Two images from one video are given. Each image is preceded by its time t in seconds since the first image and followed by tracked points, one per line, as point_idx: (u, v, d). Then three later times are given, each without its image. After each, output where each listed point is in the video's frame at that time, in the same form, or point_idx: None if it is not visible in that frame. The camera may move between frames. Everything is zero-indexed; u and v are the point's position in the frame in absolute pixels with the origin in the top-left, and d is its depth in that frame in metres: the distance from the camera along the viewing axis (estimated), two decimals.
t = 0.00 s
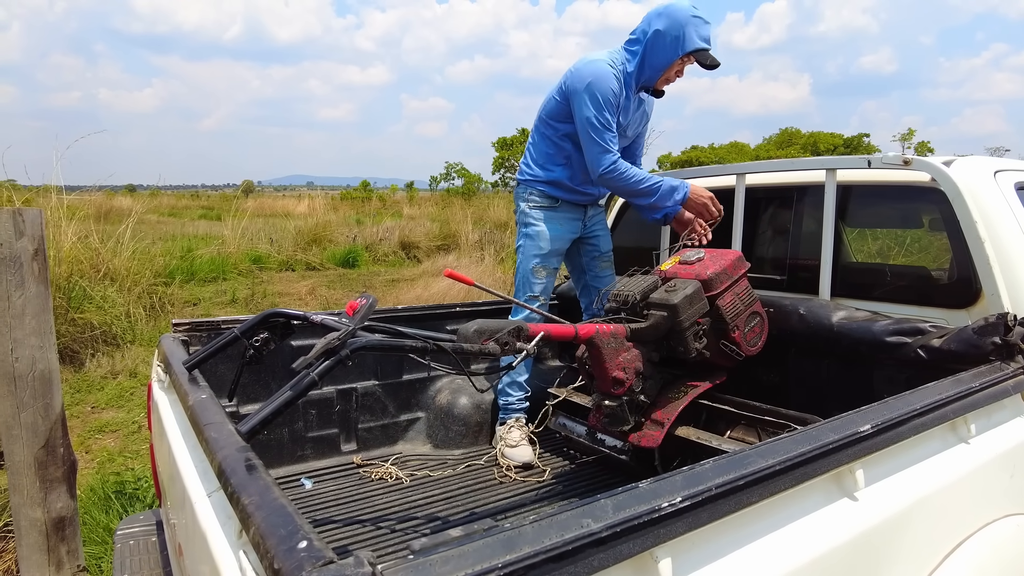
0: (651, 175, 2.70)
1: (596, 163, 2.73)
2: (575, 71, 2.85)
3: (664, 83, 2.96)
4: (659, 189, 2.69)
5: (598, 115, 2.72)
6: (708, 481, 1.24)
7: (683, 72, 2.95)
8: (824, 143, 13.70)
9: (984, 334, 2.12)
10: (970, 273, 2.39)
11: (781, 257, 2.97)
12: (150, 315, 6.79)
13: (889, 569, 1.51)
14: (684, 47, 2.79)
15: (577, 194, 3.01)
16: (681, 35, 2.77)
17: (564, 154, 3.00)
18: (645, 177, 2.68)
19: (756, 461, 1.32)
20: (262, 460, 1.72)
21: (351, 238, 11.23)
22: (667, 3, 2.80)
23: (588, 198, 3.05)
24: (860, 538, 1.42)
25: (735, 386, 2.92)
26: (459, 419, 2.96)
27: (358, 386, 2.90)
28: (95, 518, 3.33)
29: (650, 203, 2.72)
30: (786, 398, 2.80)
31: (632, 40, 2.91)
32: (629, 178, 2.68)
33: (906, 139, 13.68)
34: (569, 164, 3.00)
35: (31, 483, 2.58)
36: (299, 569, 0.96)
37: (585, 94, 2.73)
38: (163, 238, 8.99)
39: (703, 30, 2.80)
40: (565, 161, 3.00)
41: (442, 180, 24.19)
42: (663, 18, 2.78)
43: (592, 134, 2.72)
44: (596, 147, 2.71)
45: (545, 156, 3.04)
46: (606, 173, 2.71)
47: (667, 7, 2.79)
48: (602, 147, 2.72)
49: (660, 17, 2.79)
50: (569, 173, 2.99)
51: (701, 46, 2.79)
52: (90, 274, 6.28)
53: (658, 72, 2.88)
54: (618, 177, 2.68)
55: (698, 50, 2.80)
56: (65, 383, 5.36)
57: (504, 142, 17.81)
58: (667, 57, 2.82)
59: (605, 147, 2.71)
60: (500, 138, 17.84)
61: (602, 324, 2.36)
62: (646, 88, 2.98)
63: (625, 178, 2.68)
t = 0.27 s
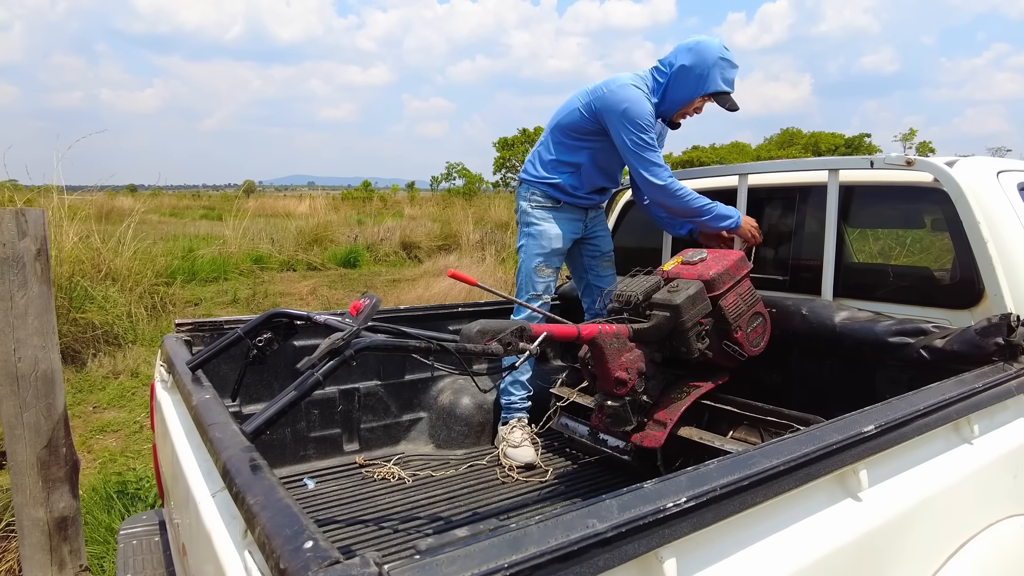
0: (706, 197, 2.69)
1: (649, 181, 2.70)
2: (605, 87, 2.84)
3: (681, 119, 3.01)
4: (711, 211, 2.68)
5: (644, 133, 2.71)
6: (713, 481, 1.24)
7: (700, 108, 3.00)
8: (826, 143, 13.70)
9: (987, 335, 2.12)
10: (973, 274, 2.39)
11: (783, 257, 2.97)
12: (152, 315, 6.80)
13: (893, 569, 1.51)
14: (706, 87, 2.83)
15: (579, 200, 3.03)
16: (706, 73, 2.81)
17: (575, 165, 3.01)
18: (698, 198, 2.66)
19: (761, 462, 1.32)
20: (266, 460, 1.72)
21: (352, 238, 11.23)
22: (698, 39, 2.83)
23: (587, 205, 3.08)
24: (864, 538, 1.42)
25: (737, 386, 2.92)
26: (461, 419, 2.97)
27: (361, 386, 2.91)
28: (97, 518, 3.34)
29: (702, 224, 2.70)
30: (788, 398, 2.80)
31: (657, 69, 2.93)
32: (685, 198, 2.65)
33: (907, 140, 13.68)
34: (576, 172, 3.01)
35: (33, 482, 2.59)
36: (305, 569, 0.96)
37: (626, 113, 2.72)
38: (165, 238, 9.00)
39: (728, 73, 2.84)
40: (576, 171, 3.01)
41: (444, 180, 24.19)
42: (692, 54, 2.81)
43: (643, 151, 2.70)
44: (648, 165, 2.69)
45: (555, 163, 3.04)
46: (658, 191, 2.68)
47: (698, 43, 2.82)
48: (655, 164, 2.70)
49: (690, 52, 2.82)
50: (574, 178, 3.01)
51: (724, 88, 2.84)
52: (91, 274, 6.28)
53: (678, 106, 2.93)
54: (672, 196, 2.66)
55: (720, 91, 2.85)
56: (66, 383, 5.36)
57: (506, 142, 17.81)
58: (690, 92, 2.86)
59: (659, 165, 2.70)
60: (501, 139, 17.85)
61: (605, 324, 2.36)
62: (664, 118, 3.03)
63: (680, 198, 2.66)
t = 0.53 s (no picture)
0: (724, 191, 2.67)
1: (665, 174, 2.68)
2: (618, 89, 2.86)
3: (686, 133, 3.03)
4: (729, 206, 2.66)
5: (659, 130, 2.71)
6: (719, 481, 1.24)
7: (705, 125, 3.02)
8: (828, 143, 13.69)
9: (992, 334, 2.12)
10: (977, 274, 2.38)
11: (786, 257, 2.97)
12: (153, 315, 6.81)
13: (898, 569, 1.51)
14: (713, 106, 2.83)
15: (582, 202, 3.03)
16: (715, 91, 2.81)
17: (582, 166, 3.01)
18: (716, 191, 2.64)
19: (766, 462, 1.32)
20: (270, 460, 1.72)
21: (353, 238, 11.24)
22: (712, 55, 2.83)
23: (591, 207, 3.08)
24: (869, 538, 1.42)
25: (740, 386, 2.92)
26: (464, 419, 2.97)
27: (364, 386, 2.91)
28: (99, 517, 3.34)
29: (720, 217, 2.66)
30: (791, 398, 2.80)
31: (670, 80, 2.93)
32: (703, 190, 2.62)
33: (908, 140, 13.67)
34: (582, 173, 3.01)
35: (36, 482, 2.59)
36: (312, 569, 0.96)
37: (641, 110, 2.73)
38: (166, 238, 9.00)
39: (737, 94, 2.85)
40: (583, 171, 3.01)
41: (445, 180, 24.20)
42: (705, 70, 2.81)
43: (658, 146, 2.70)
44: (664, 159, 2.68)
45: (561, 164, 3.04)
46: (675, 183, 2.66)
47: (712, 60, 2.82)
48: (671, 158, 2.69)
49: (703, 67, 2.82)
50: (578, 179, 3.01)
51: (731, 108, 2.85)
52: (93, 273, 6.28)
53: (684, 119, 2.94)
54: (689, 189, 2.63)
55: (727, 111, 2.86)
56: (68, 383, 5.37)
57: (507, 142, 17.82)
58: (699, 107, 2.86)
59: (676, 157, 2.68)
60: (503, 138, 17.86)
61: (609, 324, 2.36)
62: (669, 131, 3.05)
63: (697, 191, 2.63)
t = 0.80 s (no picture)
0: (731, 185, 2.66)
1: (671, 167, 2.67)
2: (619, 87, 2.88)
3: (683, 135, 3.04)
4: (735, 200, 2.65)
5: (663, 125, 2.72)
6: (724, 481, 1.24)
7: (704, 128, 3.02)
8: (829, 143, 13.70)
9: (996, 335, 2.12)
10: (981, 274, 2.38)
11: (788, 257, 2.97)
12: (155, 315, 6.82)
13: (903, 569, 1.51)
14: (709, 109, 2.83)
15: (582, 202, 3.03)
16: (712, 95, 2.81)
17: (584, 165, 3.01)
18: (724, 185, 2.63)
19: (771, 462, 1.32)
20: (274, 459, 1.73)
21: (355, 238, 11.25)
22: (713, 59, 2.83)
23: (591, 207, 3.08)
24: (874, 539, 1.42)
25: (743, 386, 2.92)
26: (467, 419, 2.97)
27: (367, 386, 2.91)
28: (102, 517, 3.34)
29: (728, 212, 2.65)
30: (794, 398, 2.80)
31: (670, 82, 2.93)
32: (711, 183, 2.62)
33: (910, 140, 13.65)
34: (583, 172, 3.01)
35: (40, 482, 2.59)
36: (319, 568, 0.96)
37: (644, 106, 2.74)
38: (168, 238, 9.01)
39: (736, 98, 2.84)
40: (585, 170, 3.01)
41: (446, 180, 24.22)
42: (705, 72, 2.81)
43: (663, 141, 2.71)
44: (669, 154, 2.68)
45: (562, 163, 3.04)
46: (682, 176, 2.65)
47: (713, 63, 2.82)
48: (677, 151, 2.69)
49: (703, 70, 2.82)
50: (578, 179, 3.01)
51: (727, 113, 2.84)
52: (95, 273, 6.29)
53: (682, 121, 2.94)
54: (696, 182, 2.63)
55: (723, 116, 2.86)
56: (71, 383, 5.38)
57: (509, 142, 17.83)
58: (697, 109, 2.86)
59: (682, 151, 2.68)
60: (505, 138, 17.87)
61: (612, 324, 2.36)
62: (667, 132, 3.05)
63: (704, 185, 2.63)
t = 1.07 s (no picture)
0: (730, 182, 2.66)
1: (669, 164, 2.67)
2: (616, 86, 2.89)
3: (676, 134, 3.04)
4: (734, 199, 2.64)
5: (660, 122, 2.72)
6: (729, 481, 1.25)
7: (699, 128, 3.01)
8: (831, 143, 13.68)
9: (1000, 335, 2.13)
10: (985, 274, 2.38)
11: (792, 258, 2.97)
12: (158, 315, 6.84)
13: (907, 569, 1.51)
14: (702, 109, 2.83)
15: (581, 201, 3.03)
16: (709, 94, 2.81)
17: (582, 164, 3.01)
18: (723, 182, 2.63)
19: (775, 461, 1.32)
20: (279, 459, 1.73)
21: (357, 238, 11.26)
22: (711, 60, 2.83)
23: (590, 207, 3.08)
24: (877, 539, 1.42)
25: (746, 387, 2.92)
26: (470, 419, 2.98)
27: (370, 385, 2.92)
28: (106, 516, 3.36)
29: (726, 209, 2.64)
30: (797, 398, 2.80)
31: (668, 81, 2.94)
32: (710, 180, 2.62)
33: (913, 140, 13.63)
34: (582, 172, 3.01)
35: (44, 481, 2.60)
36: (325, 567, 0.97)
37: (641, 103, 2.75)
38: (171, 238, 9.03)
39: (733, 100, 2.84)
40: (584, 169, 3.01)
41: (448, 180, 24.24)
42: (702, 72, 2.81)
43: (661, 138, 2.71)
44: (667, 151, 2.68)
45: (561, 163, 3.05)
46: (680, 173, 2.65)
47: (711, 64, 2.82)
48: (675, 148, 2.69)
49: (701, 70, 2.82)
50: (577, 179, 3.01)
51: (724, 113, 2.84)
52: (99, 273, 6.31)
53: (677, 120, 2.94)
54: (695, 179, 2.63)
55: (717, 116, 2.86)
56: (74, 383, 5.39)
57: (511, 142, 17.84)
58: (692, 108, 2.86)
59: (680, 148, 2.68)
60: (506, 139, 17.88)
61: (615, 324, 2.37)
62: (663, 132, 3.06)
63: (702, 182, 2.62)
